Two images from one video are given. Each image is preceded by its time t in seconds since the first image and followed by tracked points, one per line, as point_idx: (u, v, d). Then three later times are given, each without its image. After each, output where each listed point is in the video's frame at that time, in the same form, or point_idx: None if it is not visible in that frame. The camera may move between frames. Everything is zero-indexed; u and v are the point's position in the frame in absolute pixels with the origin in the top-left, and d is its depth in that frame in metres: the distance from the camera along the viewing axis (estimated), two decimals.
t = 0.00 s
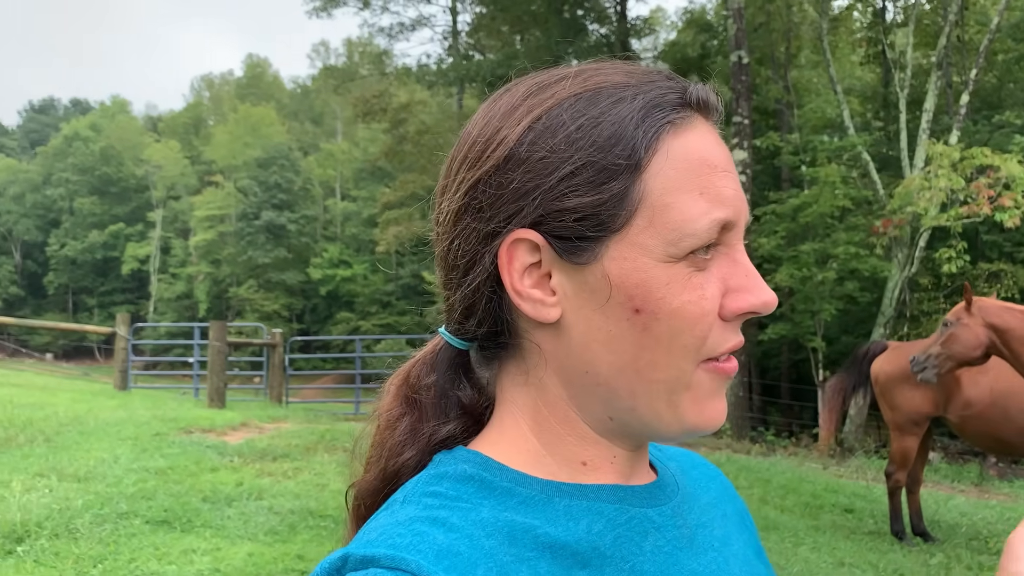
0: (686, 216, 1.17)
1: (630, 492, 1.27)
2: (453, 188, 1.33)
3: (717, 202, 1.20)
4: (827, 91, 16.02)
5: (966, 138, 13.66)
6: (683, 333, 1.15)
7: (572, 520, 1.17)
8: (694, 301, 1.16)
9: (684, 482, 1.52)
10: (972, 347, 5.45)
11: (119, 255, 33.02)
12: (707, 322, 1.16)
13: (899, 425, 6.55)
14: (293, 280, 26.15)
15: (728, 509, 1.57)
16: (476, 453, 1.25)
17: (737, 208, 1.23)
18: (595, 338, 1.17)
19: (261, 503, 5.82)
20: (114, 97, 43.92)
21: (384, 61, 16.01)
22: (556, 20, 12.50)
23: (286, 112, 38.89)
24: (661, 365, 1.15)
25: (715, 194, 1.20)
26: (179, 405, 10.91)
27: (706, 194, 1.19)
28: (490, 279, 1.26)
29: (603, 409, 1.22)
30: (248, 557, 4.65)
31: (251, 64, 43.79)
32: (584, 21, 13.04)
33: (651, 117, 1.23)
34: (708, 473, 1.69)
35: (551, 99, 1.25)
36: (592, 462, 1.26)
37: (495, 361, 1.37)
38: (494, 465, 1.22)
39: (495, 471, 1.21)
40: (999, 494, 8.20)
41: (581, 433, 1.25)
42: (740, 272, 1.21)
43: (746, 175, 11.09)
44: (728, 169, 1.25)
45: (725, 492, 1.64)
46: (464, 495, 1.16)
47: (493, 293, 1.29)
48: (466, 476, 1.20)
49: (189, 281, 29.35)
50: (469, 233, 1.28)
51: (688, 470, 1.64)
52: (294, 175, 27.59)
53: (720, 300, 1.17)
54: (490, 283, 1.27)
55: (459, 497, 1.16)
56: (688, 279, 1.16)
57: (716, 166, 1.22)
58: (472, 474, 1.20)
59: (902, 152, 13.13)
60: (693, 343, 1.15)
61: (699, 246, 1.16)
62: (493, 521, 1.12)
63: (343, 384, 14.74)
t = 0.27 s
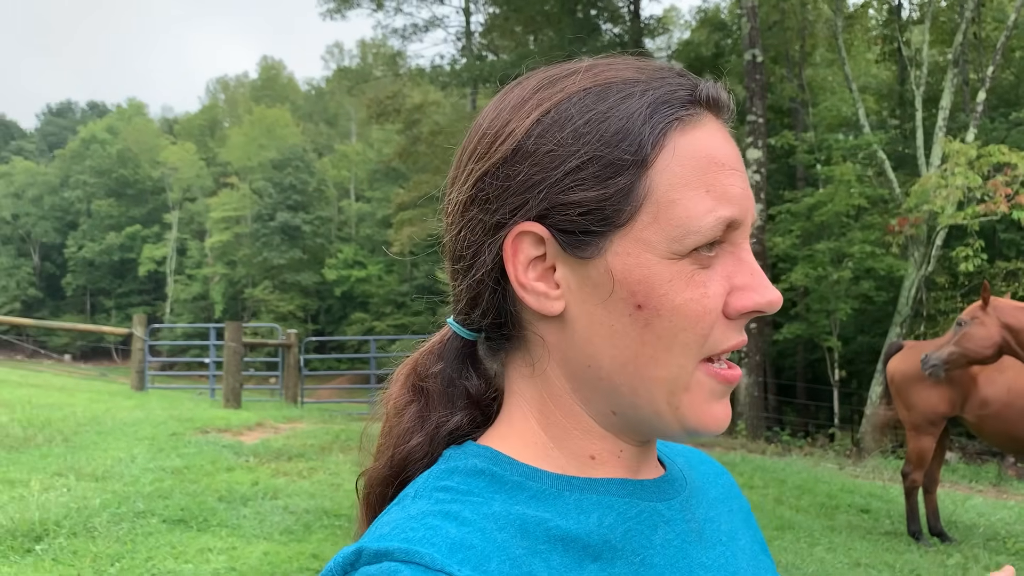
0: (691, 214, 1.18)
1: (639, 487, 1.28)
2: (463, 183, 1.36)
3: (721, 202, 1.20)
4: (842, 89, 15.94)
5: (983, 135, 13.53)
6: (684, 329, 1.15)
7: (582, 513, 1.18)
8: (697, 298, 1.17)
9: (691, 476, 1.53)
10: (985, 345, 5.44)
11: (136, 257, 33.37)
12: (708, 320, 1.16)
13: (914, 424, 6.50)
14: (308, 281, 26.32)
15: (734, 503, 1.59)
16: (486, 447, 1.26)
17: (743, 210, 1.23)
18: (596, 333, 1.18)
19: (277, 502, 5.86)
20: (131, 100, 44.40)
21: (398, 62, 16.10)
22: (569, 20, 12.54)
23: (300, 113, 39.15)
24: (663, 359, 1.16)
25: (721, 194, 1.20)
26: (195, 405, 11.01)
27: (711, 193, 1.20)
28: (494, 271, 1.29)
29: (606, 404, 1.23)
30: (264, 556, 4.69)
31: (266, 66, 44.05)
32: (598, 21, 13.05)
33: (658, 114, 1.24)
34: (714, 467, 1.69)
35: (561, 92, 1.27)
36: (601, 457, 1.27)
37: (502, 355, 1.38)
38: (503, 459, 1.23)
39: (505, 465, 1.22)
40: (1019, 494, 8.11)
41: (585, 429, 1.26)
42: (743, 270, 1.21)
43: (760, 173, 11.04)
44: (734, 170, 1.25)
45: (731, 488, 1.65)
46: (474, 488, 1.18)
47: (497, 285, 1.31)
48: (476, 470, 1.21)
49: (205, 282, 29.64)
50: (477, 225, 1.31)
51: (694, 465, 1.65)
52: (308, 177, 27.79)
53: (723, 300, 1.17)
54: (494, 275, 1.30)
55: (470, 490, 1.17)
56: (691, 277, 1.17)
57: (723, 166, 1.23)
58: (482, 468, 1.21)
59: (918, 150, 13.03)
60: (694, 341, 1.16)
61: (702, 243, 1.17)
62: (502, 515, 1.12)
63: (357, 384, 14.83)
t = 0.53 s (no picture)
0: (660, 209, 1.18)
1: (638, 489, 1.29)
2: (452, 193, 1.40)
3: (692, 196, 1.20)
4: (848, 91, 15.91)
5: (989, 137, 13.48)
6: (658, 326, 1.16)
7: (580, 517, 1.18)
8: (672, 294, 1.17)
9: (690, 479, 1.53)
10: (987, 357, 5.42)
11: (142, 260, 33.50)
12: (683, 316, 1.16)
13: (921, 427, 6.49)
14: (314, 284, 26.38)
15: (733, 506, 1.59)
16: (484, 450, 1.27)
17: (717, 202, 1.22)
18: (572, 332, 1.20)
19: (282, 505, 5.87)
20: (137, 104, 44.57)
21: (403, 65, 16.13)
22: (574, 23, 12.56)
23: (306, 117, 39.26)
24: (640, 357, 1.17)
25: (691, 188, 1.20)
26: (201, 408, 11.04)
27: (682, 187, 1.20)
28: (475, 276, 1.34)
29: (591, 404, 1.24)
30: (269, 559, 4.70)
31: (271, 69, 44.15)
32: (603, 24, 13.05)
33: (624, 110, 1.25)
34: (712, 470, 1.70)
35: (534, 99, 1.31)
36: (595, 458, 1.27)
37: (493, 357, 1.40)
38: (502, 462, 1.23)
39: (504, 468, 1.22)
40: None
41: (575, 431, 1.27)
42: (722, 265, 1.21)
43: (765, 176, 11.03)
44: (708, 164, 1.25)
45: (731, 490, 1.65)
46: (472, 492, 1.18)
47: (481, 289, 1.36)
48: (474, 473, 1.22)
49: (211, 286, 29.73)
50: (460, 232, 1.35)
51: (693, 468, 1.66)
52: (314, 180, 27.86)
53: (700, 296, 1.17)
54: (475, 281, 1.34)
55: (468, 493, 1.18)
56: (664, 273, 1.17)
57: (695, 159, 1.23)
58: (481, 471, 1.22)
59: (924, 151, 12.98)
60: (670, 338, 1.16)
61: (673, 238, 1.17)
62: (501, 517, 1.13)
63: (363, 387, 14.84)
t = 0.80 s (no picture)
0: (582, 207, 1.27)
1: (643, 494, 1.31)
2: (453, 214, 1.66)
3: (614, 188, 1.27)
4: (850, 94, 15.92)
5: (991, 140, 13.47)
6: (593, 319, 1.22)
7: (584, 520, 1.21)
8: (604, 291, 1.23)
9: (701, 486, 1.54)
10: (990, 362, 5.41)
11: (143, 264, 33.54)
12: (616, 309, 1.22)
13: (924, 430, 6.46)
14: (315, 288, 26.39)
15: (746, 512, 1.60)
16: (489, 451, 1.31)
17: (647, 190, 1.28)
18: (528, 333, 1.31)
19: (284, 509, 5.87)
20: (139, 109, 44.65)
21: (404, 69, 16.14)
22: (575, 28, 12.58)
23: (307, 121, 39.32)
24: (581, 351, 1.24)
25: (613, 182, 1.28)
26: (203, 413, 11.04)
27: (604, 181, 1.28)
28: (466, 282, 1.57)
29: (562, 403, 1.30)
30: (271, 563, 4.69)
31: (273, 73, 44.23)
32: (604, 28, 13.06)
33: (551, 122, 1.37)
34: (725, 477, 1.71)
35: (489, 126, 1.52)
36: (589, 458, 1.32)
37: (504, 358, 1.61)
38: (507, 463, 1.27)
39: (508, 469, 1.26)
40: None
41: (560, 433, 1.33)
42: (659, 256, 1.25)
43: (766, 179, 11.06)
44: (638, 155, 1.31)
45: (744, 496, 1.66)
46: (478, 491, 1.23)
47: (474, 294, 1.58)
48: (480, 473, 1.26)
49: (212, 290, 29.76)
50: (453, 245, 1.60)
51: (706, 474, 1.67)
52: (315, 184, 27.89)
53: (634, 289, 1.22)
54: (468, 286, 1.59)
55: (472, 493, 1.22)
56: (591, 267, 1.25)
57: (620, 154, 1.31)
58: (486, 471, 1.26)
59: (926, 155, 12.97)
60: (606, 331, 1.22)
61: (597, 233, 1.25)
62: (505, 518, 1.16)
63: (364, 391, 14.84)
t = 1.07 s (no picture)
0: (574, 213, 1.30)
1: (660, 498, 1.32)
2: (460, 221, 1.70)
3: (606, 193, 1.29)
4: (848, 98, 15.96)
5: (989, 144, 13.49)
6: (591, 324, 1.24)
7: (598, 523, 1.22)
8: (599, 296, 1.25)
9: (722, 492, 1.54)
10: (993, 368, 5.35)
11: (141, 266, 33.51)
12: (615, 313, 1.23)
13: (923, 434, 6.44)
14: (313, 290, 26.38)
15: (768, 518, 1.60)
16: (506, 454, 1.35)
17: (640, 193, 1.29)
18: (532, 341, 1.34)
19: (283, 512, 5.85)
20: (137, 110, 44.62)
21: (403, 72, 16.15)
22: (574, 31, 12.60)
23: (306, 123, 39.33)
24: (584, 358, 1.26)
25: (604, 186, 1.30)
26: (200, 415, 11.03)
27: (596, 186, 1.30)
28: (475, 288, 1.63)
29: (570, 409, 1.32)
30: (269, 566, 4.68)
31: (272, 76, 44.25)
32: (603, 31, 13.07)
33: (540, 129, 1.40)
34: (748, 483, 1.71)
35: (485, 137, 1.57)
36: (602, 463, 1.33)
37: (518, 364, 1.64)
38: (521, 466, 1.30)
39: (523, 471, 1.29)
40: None
41: (571, 436, 1.34)
42: (654, 256, 1.27)
43: (765, 183, 11.06)
44: (629, 156, 1.32)
45: (767, 502, 1.66)
46: (491, 493, 1.26)
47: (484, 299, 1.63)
48: (494, 475, 1.30)
49: (210, 291, 29.74)
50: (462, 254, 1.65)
51: (728, 480, 1.67)
52: (314, 186, 27.89)
53: (632, 291, 1.24)
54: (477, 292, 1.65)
55: (486, 495, 1.25)
56: (587, 272, 1.26)
57: (611, 156, 1.32)
58: (500, 473, 1.30)
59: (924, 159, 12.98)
60: (606, 336, 1.23)
61: (590, 238, 1.27)
62: (518, 519, 1.18)
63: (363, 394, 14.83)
